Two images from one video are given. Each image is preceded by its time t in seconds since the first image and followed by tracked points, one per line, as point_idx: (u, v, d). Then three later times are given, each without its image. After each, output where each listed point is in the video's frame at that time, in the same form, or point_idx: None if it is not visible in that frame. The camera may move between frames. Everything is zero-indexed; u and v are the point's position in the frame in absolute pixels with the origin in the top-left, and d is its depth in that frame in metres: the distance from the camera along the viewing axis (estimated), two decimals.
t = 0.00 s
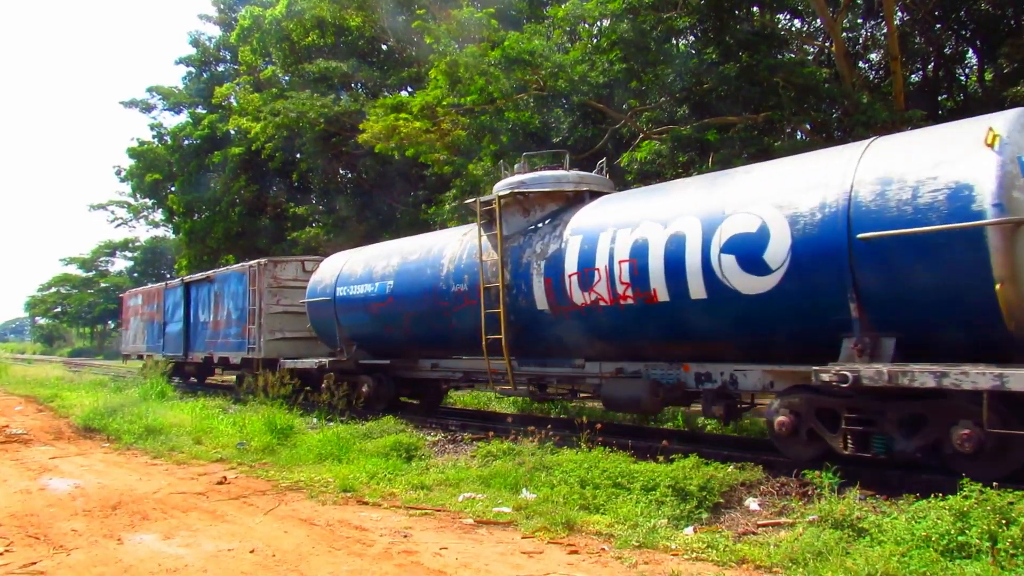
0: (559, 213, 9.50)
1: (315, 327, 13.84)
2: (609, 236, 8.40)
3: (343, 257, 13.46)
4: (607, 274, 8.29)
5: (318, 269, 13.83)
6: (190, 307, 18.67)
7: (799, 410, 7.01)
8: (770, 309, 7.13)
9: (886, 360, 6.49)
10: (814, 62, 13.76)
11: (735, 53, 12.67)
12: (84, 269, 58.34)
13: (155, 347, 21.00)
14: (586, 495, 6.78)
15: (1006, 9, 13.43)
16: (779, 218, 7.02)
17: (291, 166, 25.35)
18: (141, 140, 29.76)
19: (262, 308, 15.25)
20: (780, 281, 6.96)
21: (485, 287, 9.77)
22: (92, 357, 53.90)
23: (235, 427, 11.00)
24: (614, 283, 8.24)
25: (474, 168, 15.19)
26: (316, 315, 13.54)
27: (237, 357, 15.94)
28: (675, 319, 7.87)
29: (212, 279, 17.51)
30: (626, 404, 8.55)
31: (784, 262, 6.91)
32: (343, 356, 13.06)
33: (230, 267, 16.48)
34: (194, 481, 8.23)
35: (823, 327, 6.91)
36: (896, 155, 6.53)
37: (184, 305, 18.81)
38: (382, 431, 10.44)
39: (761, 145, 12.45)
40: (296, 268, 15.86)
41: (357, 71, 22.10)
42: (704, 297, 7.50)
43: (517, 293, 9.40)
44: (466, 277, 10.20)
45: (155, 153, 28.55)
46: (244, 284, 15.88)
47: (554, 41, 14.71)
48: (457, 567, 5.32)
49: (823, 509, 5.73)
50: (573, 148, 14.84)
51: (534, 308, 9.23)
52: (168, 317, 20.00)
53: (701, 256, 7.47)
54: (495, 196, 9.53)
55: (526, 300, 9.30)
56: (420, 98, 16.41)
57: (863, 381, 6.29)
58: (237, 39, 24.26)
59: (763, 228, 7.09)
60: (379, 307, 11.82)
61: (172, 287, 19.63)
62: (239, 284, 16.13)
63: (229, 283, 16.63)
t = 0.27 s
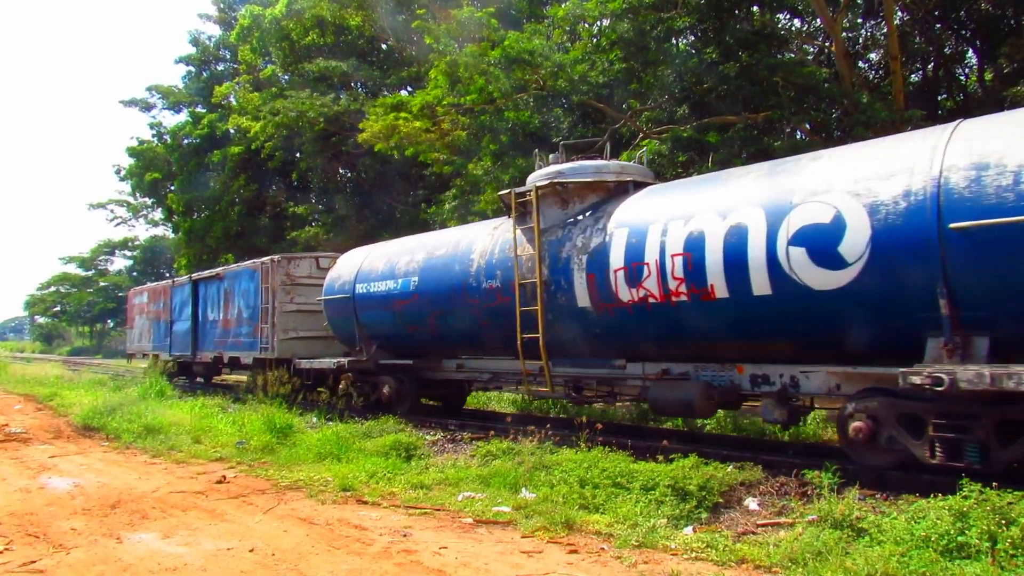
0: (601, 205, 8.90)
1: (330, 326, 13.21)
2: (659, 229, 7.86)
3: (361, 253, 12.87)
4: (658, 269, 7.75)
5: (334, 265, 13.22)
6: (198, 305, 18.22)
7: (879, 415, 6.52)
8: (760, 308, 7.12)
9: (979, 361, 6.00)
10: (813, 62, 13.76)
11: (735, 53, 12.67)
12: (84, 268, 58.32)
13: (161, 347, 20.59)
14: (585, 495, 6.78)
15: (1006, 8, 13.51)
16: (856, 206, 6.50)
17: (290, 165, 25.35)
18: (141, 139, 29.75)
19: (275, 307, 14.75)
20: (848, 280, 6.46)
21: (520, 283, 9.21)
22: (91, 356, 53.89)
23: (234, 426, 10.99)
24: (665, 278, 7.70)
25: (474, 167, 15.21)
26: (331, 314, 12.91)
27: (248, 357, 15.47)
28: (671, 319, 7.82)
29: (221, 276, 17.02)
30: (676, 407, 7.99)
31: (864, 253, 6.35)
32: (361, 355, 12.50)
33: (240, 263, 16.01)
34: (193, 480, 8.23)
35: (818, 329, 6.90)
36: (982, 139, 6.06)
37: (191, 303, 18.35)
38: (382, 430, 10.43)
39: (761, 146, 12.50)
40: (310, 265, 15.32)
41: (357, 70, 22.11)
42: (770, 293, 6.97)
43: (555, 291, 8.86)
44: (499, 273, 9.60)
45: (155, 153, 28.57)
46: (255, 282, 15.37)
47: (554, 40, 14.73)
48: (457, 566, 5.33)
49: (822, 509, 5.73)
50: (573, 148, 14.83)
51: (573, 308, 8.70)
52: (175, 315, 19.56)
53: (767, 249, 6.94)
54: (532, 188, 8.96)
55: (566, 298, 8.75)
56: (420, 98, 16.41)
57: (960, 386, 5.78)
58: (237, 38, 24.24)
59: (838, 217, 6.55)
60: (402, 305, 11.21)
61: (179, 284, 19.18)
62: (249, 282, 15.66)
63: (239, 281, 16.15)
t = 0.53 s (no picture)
0: (650, 196, 8.71)
1: (354, 325, 12.92)
2: (721, 221, 7.55)
3: (384, 250, 12.65)
4: (721, 263, 7.44)
5: (357, 263, 12.97)
6: (211, 305, 17.90)
7: (975, 420, 6.14)
8: (763, 310, 7.27)
9: None
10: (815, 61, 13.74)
11: (737, 52, 12.57)
12: (86, 269, 58.38)
13: (172, 347, 20.27)
14: (588, 494, 6.78)
15: (1008, 7, 13.48)
16: (948, 188, 6.11)
17: (293, 165, 25.38)
18: (143, 140, 29.79)
19: (295, 305, 14.42)
20: (937, 273, 6.13)
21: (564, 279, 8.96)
22: (94, 357, 53.96)
23: (237, 426, 11.02)
24: (730, 272, 7.39)
25: (476, 167, 15.22)
26: (355, 313, 12.66)
27: (266, 358, 15.17)
28: (678, 319, 8.00)
29: (237, 275, 16.73)
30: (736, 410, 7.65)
31: (955, 241, 6.00)
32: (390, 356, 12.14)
33: (258, 261, 15.73)
34: (197, 481, 8.25)
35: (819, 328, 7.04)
36: None
37: (204, 302, 18.03)
38: (385, 431, 10.44)
39: (762, 145, 12.53)
40: (329, 263, 15.01)
41: (359, 71, 22.13)
42: (849, 285, 6.63)
43: (602, 286, 8.63)
44: (538, 268, 9.37)
45: (157, 154, 28.61)
46: (275, 280, 15.11)
47: (555, 40, 14.75)
48: (460, 566, 5.34)
49: (825, 508, 5.74)
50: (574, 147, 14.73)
51: (621, 304, 8.47)
52: (187, 315, 19.23)
53: (844, 239, 6.61)
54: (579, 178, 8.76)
55: (614, 294, 8.52)
56: (421, 98, 16.40)
57: None
58: (238, 39, 24.25)
59: (923, 204, 6.20)
60: (431, 303, 10.96)
61: (192, 283, 18.86)
62: (267, 280, 15.39)
63: (256, 279, 15.87)
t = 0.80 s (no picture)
0: (703, 185, 8.05)
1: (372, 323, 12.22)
2: (789, 210, 6.93)
3: (404, 245, 11.91)
4: (790, 255, 6.81)
5: (375, 259, 12.23)
6: (221, 303, 17.35)
7: None
8: (763, 309, 7.15)
9: None
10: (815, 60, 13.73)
11: (736, 51, 12.63)
12: (87, 270, 58.41)
13: (179, 347, 19.71)
14: (589, 493, 6.78)
15: (1007, 5, 13.35)
16: None
17: (292, 165, 25.38)
18: (142, 141, 29.78)
19: (311, 304, 13.83)
20: None
21: (607, 275, 8.26)
22: (95, 357, 54.02)
23: (237, 426, 11.02)
24: (799, 265, 6.76)
25: (476, 167, 15.20)
26: (373, 311, 11.94)
27: (280, 359, 14.57)
28: (677, 319, 7.85)
29: (248, 272, 16.16)
30: (807, 415, 7.00)
31: None
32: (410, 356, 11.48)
33: (270, 258, 15.17)
34: (197, 481, 8.26)
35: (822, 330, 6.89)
36: None
37: (214, 301, 17.48)
38: (385, 430, 10.45)
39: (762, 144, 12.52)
40: (347, 259, 14.38)
41: (358, 70, 22.13)
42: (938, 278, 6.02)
43: (651, 281, 7.95)
44: (580, 263, 8.63)
45: (158, 154, 28.60)
46: (288, 277, 14.50)
47: (555, 40, 14.76)
48: (460, 565, 5.34)
49: (825, 506, 5.74)
50: (574, 147, 14.76)
51: (673, 301, 7.81)
52: (195, 314, 18.68)
53: (933, 227, 6.01)
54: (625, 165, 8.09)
55: (665, 290, 7.85)
56: (421, 98, 16.35)
57: None
58: (238, 39, 24.21)
59: None
60: (459, 300, 10.21)
61: (201, 281, 18.31)
62: (281, 277, 14.82)
63: (268, 277, 15.29)
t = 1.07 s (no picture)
0: (763, 172, 7.59)
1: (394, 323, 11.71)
2: (871, 195, 6.46)
3: (427, 241, 11.42)
4: (873, 245, 6.34)
5: (396, 255, 11.71)
6: (234, 303, 16.94)
7: None
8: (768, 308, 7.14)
9: None
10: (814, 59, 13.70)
11: (735, 50, 12.70)
12: (87, 271, 58.41)
13: (188, 348, 19.30)
14: (589, 493, 6.78)
15: (1006, 4, 13.39)
16: None
17: (292, 166, 25.39)
18: (142, 142, 29.76)
19: (328, 303, 13.45)
20: None
21: (658, 268, 7.76)
22: (95, 358, 54.05)
23: (237, 427, 11.02)
24: (885, 255, 6.29)
25: (475, 167, 15.18)
26: (396, 310, 11.42)
27: (296, 360, 14.13)
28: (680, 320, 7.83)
29: (261, 271, 15.76)
30: (882, 418, 6.54)
31: None
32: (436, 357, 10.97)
33: (286, 256, 14.78)
34: (197, 482, 8.25)
35: (826, 327, 6.87)
36: None
37: (225, 300, 17.07)
38: (385, 431, 10.44)
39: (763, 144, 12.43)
40: (365, 257, 14.01)
41: (357, 71, 22.13)
42: None
43: (709, 275, 7.47)
44: (626, 256, 8.15)
45: (158, 155, 28.53)
46: (305, 275, 14.08)
47: (554, 40, 14.77)
48: (460, 565, 5.34)
49: (825, 505, 5.74)
50: (573, 146, 14.86)
51: (733, 296, 7.33)
52: (206, 314, 18.28)
53: None
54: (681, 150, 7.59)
55: (724, 284, 7.38)
56: (420, 98, 16.33)
57: None
58: (237, 40, 24.19)
59: None
60: (491, 297, 9.68)
61: (212, 280, 17.92)
62: (296, 275, 14.43)
63: (283, 275, 14.88)
